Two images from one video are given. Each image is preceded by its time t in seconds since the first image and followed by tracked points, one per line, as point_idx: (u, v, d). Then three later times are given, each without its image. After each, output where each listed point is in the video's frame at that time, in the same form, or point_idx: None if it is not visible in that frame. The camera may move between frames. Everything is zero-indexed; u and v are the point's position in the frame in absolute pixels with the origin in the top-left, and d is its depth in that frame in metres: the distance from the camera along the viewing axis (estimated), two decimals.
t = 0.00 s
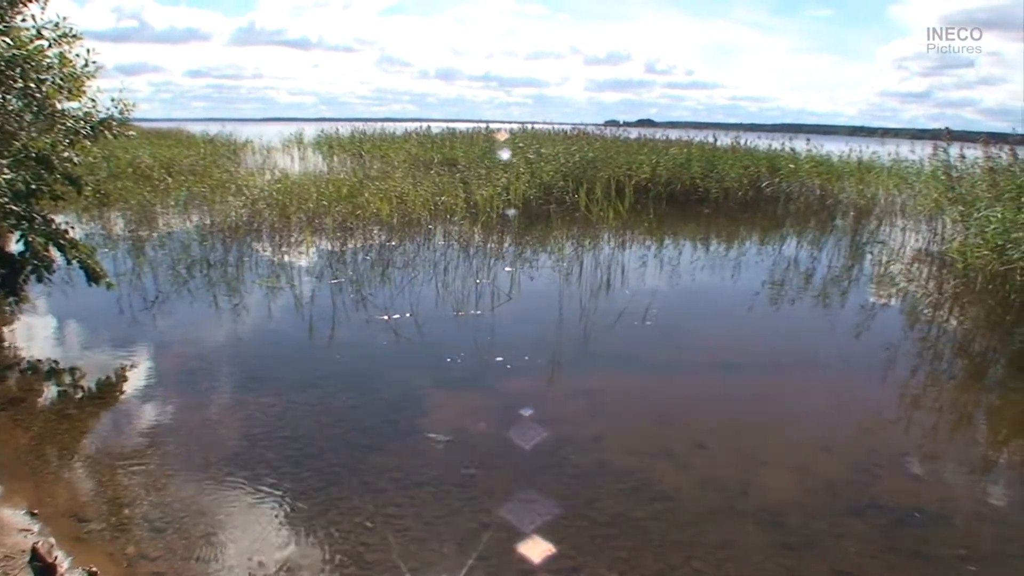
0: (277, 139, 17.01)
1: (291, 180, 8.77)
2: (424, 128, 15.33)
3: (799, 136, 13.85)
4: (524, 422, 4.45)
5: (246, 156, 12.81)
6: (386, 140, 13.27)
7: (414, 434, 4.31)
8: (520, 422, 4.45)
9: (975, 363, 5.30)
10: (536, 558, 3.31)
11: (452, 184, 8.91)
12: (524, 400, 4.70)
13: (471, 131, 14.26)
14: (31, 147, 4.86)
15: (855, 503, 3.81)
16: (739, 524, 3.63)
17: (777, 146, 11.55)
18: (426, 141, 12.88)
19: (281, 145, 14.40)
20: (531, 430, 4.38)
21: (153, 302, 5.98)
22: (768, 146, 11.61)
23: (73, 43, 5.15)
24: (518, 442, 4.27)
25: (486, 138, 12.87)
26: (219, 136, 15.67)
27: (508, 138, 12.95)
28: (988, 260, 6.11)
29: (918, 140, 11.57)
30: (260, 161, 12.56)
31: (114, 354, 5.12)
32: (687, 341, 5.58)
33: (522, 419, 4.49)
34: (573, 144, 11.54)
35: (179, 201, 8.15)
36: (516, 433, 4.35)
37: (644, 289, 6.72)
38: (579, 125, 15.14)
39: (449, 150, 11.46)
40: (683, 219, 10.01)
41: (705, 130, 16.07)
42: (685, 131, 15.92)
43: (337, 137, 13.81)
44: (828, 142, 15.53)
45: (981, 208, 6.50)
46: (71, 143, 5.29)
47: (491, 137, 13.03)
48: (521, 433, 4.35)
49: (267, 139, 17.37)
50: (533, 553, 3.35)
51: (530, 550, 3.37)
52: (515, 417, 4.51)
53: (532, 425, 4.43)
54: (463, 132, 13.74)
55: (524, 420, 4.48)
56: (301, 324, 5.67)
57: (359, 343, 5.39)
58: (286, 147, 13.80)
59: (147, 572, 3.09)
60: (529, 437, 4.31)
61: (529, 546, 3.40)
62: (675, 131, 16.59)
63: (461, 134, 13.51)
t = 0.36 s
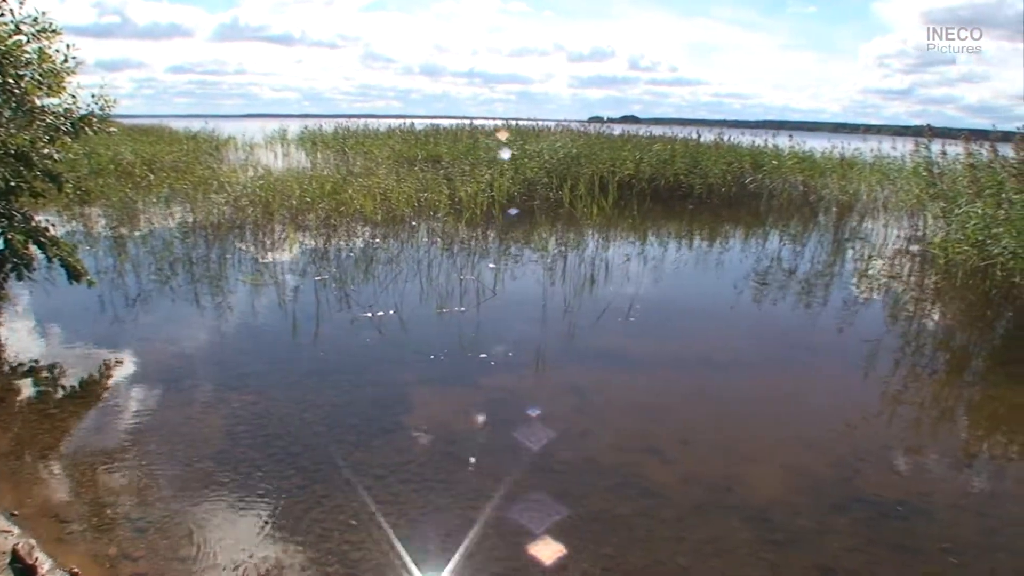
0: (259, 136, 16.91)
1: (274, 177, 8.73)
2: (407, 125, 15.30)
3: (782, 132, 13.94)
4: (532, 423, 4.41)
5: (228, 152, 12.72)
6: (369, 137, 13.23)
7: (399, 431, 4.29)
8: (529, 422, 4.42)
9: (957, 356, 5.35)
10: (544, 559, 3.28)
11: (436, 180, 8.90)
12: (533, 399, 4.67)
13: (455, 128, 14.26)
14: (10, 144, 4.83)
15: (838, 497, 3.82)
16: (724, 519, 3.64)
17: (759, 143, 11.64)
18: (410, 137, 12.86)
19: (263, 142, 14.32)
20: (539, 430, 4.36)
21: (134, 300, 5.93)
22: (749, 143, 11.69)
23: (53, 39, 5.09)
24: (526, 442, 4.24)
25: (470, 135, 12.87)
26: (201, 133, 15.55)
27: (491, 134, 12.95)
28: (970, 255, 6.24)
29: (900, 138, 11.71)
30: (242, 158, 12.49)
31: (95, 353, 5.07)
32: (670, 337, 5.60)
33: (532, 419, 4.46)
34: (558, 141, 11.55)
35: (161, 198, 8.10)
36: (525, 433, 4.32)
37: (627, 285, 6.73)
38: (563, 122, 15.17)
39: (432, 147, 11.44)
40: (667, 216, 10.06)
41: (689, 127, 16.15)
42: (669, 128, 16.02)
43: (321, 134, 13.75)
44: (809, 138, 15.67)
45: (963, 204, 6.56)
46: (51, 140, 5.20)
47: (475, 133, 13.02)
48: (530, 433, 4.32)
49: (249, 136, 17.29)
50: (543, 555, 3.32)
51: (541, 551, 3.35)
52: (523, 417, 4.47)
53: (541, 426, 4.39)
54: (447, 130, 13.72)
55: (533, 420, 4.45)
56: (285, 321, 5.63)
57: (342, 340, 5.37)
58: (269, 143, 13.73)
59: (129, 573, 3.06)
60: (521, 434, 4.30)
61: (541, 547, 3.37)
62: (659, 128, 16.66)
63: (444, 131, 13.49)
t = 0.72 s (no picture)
0: (237, 131, 16.77)
1: (251, 173, 8.68)
2: (386, 120, 15.26)
3: (760, 126, 14.04)
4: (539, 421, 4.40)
5: (203, 149, 12.63)
6: (347, 132, 13.18)
7: (378, 428, 4.28)
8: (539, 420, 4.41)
9: (931, 348, 5.42)
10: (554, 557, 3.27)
11: (415, 176, 8.91)
12: (539, 396, 4.66)
13: (434, 123, 14.24)
14: None
15: (816, 488, 3.85)
16: (703, 512, 3.65)
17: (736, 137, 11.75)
18: (387, 132, 12.84)
19: (240, 138, 14.22)
20: (547, 428, 4.34)
21: (110, 298, 5.87)
22: (726, 138, 11.81)
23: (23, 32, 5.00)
24: (534, 441, 4.22)
25: (448, 130, 12.86)
26: (178, 129, 15.41)
27: (469, 129, 12.95)
28: (944, 247, 6.18)
29: (875, 132, 11.86)
30: (219, 154, 12.40)
31: (70, 351, 5.01)
32: (649, 331, 5.61)
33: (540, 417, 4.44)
34: (536, 136, 11.58)
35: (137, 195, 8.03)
36: (533, 431, 4.31)
37: (606, 279, 6.75)
38: (542, 117, 15.22)
39: (410, 141, 11.40)
40: (645, 211, 10.11)
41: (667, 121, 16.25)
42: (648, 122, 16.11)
43: (299, 130, 13.68)
44: (788, 133, 15.81)
45: (937, 197, 6.61)
46: (22, 135, 5.13)
47: (453, 129, 13.02)
48: (538, 430, 4.31)
49: (226, 131, 17.16)
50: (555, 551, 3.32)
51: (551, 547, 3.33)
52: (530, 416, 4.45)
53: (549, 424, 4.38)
54: (426, 125, 13.70)
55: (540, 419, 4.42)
56: (263, 318, 5.60)
57: (320, 336, 5.34)
58: (246, 139, 13.66)
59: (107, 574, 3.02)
60: (500, 429, 4.30)
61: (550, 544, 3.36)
62: (638, 122, 16.76)
63: (422, 126, 13.47)
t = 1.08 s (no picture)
0: (210, 130, 16.64)
1: (224, 173, 8.63)
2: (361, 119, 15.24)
3: (733, 126, 14.22)
4: (543, 423, 4.38)
5: (175, 149, 12.53)
6: (321, 131, 13.14)
7: (353, 428, 4.25)
8: (541, 422, 4.38)
9: (903, 346, 5.49)
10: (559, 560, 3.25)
11: (389, 175, 8.94)
12: (540, 398, 4.64)
13: (408, 122, 14.25)
14: None
15: (790, 485, 3.88)
16: (678, 509, 3.66)
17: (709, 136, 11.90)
18: (362, 131, 12.82)
19: (212, 138, 14.13)
20: (550, 430, 4.32)
21: (81, 299, 5.79)
22: (699, 137, 11.97)
23: None
24: (536, 443, 4.19)
25: (422, 129, 12.88)
26: (149, 128, 15.24)
27: (443, 128, 12.99)
28: (915, 245, 6.18)
29: (846, 131, 12.04)
30: (192, 153, 12.30)
31: (39, 353, 4.92)
32: (623, 329, 5.63)
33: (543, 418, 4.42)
34: (511, 135, 11.63)
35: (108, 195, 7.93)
36: (535, 433, 4.28)
37: (581, 278, 6.77)
38: (515, 117, 15.30)
39: (383, 140, 11.38)
40: (620, 210, 10.20)
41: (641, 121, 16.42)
42: (623, 121, 16.23)
43: (273, 129, 13.61)
44: (760, 131, 16.04)
45: (907, 195, 6.68)
46: None
47: (427, 127, 13.04)
48: (540, 433, 4.28)
49: (199, 131, 17.02)
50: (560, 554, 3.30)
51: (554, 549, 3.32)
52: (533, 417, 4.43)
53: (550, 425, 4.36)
54: (400, 124, 13.69)
55: (544, 420, 4.41)
56: (236, 318, 5.56)
57: (294, 336, 5.31)
58: (220, 139, 13.57)
59: None
60: (475, 429, 4.29)
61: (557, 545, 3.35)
62: (612, 121, 16.91)
63: (396, 125, 13.47)
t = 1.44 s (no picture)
0: (186, 128, 16.52)
1: (199, 170, 8.58)
2: (337, 116, 15.21)
3: (710, 123, 14.41)
4: (546, 422, 4.38)
5: (149, 147, 12.42)
6: (297, 128, 13.12)
7: (331, 427, 4.24)
8: (545, 422, 4.38)
9: (878, 341, 5.55)
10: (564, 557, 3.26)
11: (366, 172, 8.97)
12: (544, 397, 4.64)
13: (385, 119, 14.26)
14: None
15: (766, 480, 3.92)
16: (655, 505, 3.68)
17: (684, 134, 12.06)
18: (338, 128, 12.82)
19: (187, 136, 14.05)
20: (553, 429, 4.32)
21: (54, 298, 5.72)
22: (674, 135, 12.14)
23: None
24: (540, 442, 4.19)
25: (398, 126, 12.90)
26: (123, 125, 15.10)
27: (420, 125, 13.04)
28: (890, 241, 6.27)
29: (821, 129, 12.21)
30: (167, 151, 12.20)
31: (11, 352, 4.86)
32: (600, 326, 5.65)
33: (547, 418, 4.42)
34: (488, 132, 11.69)
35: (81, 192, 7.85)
36: (538, 432, 4.28)
37: (559, 275, 6.80)
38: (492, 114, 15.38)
39: (359, 137, 11.38)
40: (597, 207, 10.32)
41: (618, 118, 16.58)
42: (602, 118, 16.31)
43: (249, 127, 13.56)
44: (736, 128, 16.29)
45: (882, 192, 6.76)
46: None
47: (403, 125, 13.07)
48: (543, 432, 4.28)
49: (173, 127, 16.88)
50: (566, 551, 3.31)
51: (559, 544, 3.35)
52: (537, 417, 4.43)
53: (553, 424, 4.36)
54: (377, 121, 13.69)
55: (547, 419, 4.40)
56: (212, 317, 5.52)
57: (270, 335, 5.28)
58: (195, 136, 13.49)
59: None
60: (453, 426, 4.29)
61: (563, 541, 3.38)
62: (589, 119, 17.08)
63: (373, 123, 13.47)
